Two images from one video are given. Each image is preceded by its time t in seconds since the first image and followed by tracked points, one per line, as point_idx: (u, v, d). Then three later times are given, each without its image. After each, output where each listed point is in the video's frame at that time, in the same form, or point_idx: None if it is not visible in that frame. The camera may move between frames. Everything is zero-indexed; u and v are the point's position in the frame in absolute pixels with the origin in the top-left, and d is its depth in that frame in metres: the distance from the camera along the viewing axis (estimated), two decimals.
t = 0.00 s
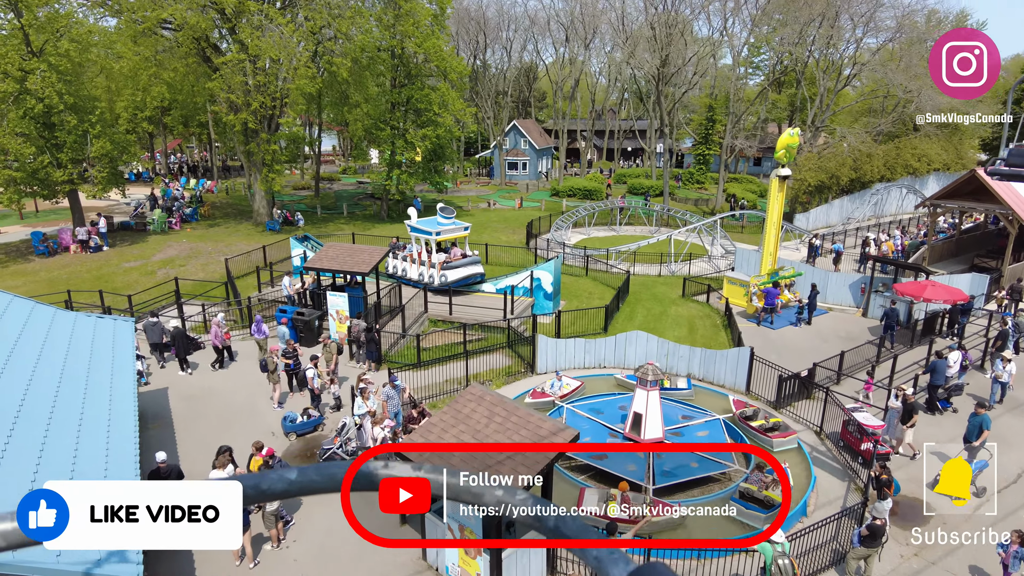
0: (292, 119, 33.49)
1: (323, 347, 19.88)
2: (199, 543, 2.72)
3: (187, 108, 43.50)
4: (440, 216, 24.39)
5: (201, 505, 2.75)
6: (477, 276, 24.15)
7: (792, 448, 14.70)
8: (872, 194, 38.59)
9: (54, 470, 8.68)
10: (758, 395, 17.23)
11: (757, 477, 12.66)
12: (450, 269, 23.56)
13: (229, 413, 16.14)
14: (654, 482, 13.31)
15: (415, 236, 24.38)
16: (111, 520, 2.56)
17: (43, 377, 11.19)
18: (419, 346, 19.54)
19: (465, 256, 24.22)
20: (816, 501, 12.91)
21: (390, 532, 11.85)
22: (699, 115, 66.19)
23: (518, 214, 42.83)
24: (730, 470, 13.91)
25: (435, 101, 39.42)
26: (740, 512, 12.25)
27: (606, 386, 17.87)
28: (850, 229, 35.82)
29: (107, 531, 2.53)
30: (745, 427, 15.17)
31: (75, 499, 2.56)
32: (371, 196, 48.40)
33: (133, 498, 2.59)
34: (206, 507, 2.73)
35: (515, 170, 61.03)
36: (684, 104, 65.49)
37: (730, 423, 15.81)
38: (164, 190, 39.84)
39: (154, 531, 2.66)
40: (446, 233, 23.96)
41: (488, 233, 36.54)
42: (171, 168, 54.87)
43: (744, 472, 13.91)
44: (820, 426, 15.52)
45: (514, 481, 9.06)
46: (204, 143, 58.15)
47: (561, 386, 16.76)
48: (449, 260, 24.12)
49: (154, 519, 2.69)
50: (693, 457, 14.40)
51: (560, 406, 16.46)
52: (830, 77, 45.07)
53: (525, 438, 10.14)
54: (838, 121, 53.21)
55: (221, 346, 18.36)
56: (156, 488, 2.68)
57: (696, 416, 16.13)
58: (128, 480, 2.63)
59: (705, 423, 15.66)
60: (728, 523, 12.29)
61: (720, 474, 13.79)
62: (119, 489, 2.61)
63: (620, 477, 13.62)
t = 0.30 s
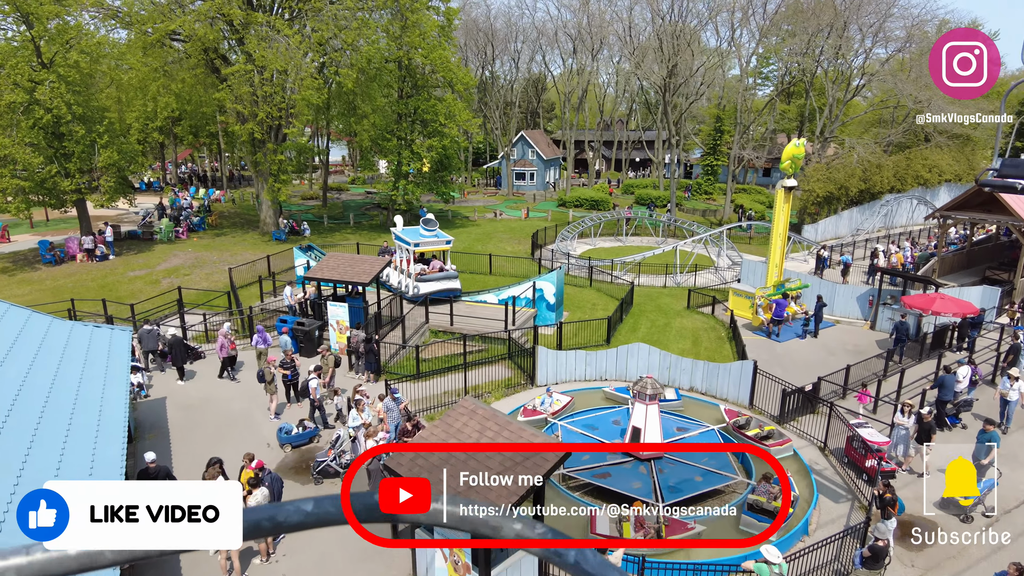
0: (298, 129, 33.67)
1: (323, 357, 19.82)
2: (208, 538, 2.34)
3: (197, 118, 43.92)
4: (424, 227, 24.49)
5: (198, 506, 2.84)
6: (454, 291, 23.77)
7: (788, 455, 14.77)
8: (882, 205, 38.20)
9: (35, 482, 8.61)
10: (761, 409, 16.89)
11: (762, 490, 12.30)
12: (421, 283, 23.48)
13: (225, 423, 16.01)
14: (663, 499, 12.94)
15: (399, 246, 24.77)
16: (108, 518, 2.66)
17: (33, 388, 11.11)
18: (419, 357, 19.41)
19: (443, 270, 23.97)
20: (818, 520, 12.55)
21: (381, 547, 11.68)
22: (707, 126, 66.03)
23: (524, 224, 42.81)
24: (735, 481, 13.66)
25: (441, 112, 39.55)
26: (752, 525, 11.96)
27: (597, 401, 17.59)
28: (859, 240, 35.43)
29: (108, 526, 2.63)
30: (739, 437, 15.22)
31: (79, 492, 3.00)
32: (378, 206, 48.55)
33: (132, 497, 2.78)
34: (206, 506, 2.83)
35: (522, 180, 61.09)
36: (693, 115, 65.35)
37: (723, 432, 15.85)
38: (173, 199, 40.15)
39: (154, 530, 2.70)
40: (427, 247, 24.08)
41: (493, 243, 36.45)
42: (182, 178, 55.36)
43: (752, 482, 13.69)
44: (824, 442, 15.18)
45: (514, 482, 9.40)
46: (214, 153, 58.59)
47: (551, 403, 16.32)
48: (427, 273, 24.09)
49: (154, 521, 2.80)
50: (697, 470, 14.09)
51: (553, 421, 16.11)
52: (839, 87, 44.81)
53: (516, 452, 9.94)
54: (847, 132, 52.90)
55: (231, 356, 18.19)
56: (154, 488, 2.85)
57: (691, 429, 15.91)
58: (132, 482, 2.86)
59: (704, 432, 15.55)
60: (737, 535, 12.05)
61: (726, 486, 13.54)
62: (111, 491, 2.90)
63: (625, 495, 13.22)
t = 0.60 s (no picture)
0: (303, 137, 33.74)
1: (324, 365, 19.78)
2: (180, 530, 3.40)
3: (205, 126, 44.24)
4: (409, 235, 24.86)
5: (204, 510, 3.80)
6: (429, 300, 23.31)
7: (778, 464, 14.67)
8: (891, 214, 37.83)
9: (19, 494, 8.64)
10: (764, 421, 16.62)
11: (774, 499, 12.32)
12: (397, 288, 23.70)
13: (222, 432, 15.90)
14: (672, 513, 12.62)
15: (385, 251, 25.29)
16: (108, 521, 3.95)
17: (25, 396, 11.08)
18: (419, 365, 19.32)
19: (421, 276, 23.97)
20: (819, 535, 12.26)
21: (374, 558, 11.53)
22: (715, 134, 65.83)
23: (529, 232, 42.73)
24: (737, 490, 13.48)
25: (447, 120, 39.61)
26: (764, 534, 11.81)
27: (587, 413, 17.29)
28: (867, 249, 35.11)
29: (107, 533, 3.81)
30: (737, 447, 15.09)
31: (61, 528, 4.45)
32: (384, 214, 48.63)
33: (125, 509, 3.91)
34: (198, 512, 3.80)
35: (529, 189, 61.13)
36: (701, 123, 65.09)
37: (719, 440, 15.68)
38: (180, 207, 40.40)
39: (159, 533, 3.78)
40: (406, 252, 24.23)
41: (497, 251, 36.36)
42: (191, 186, 55.74)
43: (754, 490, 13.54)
44: (827, 454, 14.90)
45: (513, 481, 10.65)
46: (223, 160, 58.97)
47: (543, 416, 15.88)
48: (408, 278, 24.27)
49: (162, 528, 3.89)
50: (698, 479, 13.87)
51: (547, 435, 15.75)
52: (848, 95, 44.50)
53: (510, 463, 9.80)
54: (856, 140, 52.51)
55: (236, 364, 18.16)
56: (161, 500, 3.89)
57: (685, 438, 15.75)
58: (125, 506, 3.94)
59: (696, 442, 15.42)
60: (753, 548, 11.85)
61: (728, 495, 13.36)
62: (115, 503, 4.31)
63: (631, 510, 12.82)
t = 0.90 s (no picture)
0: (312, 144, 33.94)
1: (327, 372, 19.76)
2: (183, 537, 5.11)
3: (218, 133, 44.69)
4: (395, 239, 24.79)
5: (200, 508, 6.10)
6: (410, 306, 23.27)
7: (768, 471, 14.68)
8: (904, 223, 37.34)
9: (9, 497, 8.65)
10: (769, 433, 16.31)
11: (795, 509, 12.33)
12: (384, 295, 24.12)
13: (222, 439, 15.83)
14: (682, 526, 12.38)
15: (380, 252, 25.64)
16: (114, 518, 5.74)
17: (22, 399, 11.13)
18: (422, 373, 19.23)
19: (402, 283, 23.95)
20: (823, 551, 11.95)
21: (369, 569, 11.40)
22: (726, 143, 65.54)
23: (538, 239, 42.69)
24: (741, 498, 13.33)
25: (455, 128, 39.80)
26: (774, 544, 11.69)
27: (578, 425, 16.95)
28: (879, 258, 34.68)
29: (106, 525, 5.88)
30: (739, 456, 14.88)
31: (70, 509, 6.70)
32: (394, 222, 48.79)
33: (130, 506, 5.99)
34: (196, 507, 5.91)
35: (539, 196, 61.12)
36: (713, 131, 64.77)
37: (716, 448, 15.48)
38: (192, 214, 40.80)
39: (154, 525, 5.88)
40: (388, 257, 24.47)
41: (505, 258, 36.32)
42: (203, 193, 56.27)
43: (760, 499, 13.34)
44: (833, 467, 14.59)
45: (512, 481, 10.85)
46: (235, 168, 59.50)
47: (538, 430, 15.47)
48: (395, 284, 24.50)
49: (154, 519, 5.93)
50: (702, 489, 13.57)
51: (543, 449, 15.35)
52: (860, 103, 44.08)
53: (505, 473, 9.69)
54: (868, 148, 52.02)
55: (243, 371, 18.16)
56: (155, 497, 5.98)
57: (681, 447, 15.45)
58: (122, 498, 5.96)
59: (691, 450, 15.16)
60: (762, 557, 11.76)
61: (732, 504, 13.16)
62: (109, 499, 6.16)
63: (641, 525, 12.55)
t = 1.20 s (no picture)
0: (323, 149, 34.07)
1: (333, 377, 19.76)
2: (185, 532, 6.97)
3: (233, 139, 45.11)
4: (388, 241, 25.00)
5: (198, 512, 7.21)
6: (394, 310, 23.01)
7: (769, 475, 14.42)
8: (921, 230, 36.72)
9: (5, 495, 8.67)
10: (778, 443, 15.97)
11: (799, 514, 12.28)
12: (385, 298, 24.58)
13: (226, 444, 15.82)
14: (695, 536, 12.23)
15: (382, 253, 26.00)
16: (109, 518, 7.04)
17: (24, 399, 11.19)
18: (427, 379, 19.16)
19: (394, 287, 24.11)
20: (831, 566, 11.64)
21: None
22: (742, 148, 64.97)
23: (549, 245, 42.49)
24: (747, 505, 13.19)
25: (466, 134, 39.83)
26: (789, 551, 11.59)
27: (574, 434, 16.57)
28: (895, 266, 34.09)
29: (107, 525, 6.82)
30: (742, 463, 14.67)
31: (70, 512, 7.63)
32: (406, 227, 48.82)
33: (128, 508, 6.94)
34: (189, 509, 7.38)
35: (552, 202, 60.98)
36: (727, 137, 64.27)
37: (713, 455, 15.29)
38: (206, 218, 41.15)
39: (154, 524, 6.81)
40: (379, 259, 24.75)
41: (516, 264, 36.18)
42: (218, 197, 56.78)
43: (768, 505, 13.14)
44: (843, 480, 14.25)
45: (513, 481, 10.90)
46: (251, 173, 60.01)
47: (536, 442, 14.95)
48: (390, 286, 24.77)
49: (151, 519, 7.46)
50: (707, 497, 13.35)
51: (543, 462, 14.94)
52: (877, 108, 43.50)
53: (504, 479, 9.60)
54: (884, 155, 51.29)
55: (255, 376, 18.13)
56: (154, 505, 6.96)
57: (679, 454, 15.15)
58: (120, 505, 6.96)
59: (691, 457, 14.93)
60: (776, 563, 11.68)
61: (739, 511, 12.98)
62: (93, 502, 7.40)
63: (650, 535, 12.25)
